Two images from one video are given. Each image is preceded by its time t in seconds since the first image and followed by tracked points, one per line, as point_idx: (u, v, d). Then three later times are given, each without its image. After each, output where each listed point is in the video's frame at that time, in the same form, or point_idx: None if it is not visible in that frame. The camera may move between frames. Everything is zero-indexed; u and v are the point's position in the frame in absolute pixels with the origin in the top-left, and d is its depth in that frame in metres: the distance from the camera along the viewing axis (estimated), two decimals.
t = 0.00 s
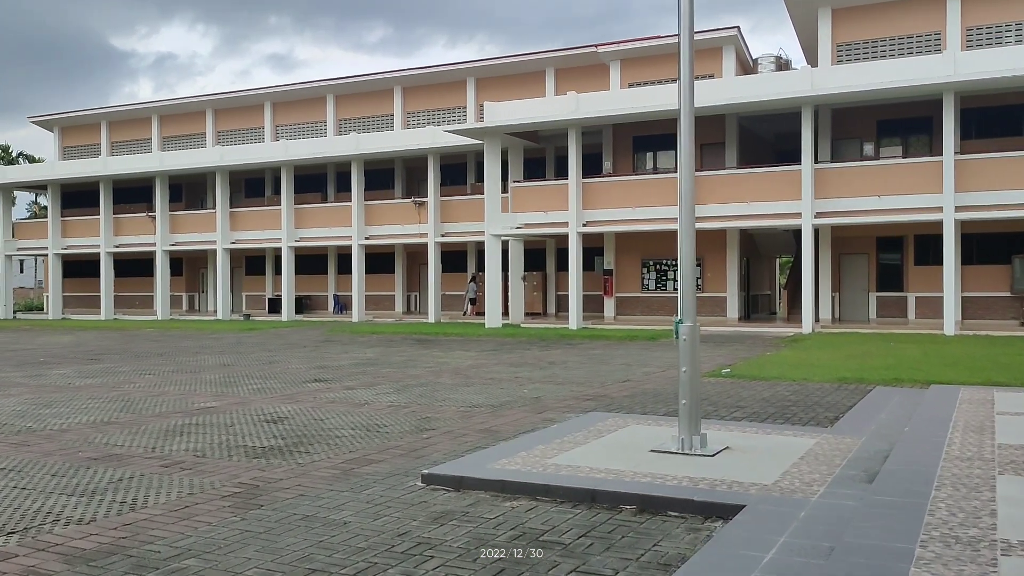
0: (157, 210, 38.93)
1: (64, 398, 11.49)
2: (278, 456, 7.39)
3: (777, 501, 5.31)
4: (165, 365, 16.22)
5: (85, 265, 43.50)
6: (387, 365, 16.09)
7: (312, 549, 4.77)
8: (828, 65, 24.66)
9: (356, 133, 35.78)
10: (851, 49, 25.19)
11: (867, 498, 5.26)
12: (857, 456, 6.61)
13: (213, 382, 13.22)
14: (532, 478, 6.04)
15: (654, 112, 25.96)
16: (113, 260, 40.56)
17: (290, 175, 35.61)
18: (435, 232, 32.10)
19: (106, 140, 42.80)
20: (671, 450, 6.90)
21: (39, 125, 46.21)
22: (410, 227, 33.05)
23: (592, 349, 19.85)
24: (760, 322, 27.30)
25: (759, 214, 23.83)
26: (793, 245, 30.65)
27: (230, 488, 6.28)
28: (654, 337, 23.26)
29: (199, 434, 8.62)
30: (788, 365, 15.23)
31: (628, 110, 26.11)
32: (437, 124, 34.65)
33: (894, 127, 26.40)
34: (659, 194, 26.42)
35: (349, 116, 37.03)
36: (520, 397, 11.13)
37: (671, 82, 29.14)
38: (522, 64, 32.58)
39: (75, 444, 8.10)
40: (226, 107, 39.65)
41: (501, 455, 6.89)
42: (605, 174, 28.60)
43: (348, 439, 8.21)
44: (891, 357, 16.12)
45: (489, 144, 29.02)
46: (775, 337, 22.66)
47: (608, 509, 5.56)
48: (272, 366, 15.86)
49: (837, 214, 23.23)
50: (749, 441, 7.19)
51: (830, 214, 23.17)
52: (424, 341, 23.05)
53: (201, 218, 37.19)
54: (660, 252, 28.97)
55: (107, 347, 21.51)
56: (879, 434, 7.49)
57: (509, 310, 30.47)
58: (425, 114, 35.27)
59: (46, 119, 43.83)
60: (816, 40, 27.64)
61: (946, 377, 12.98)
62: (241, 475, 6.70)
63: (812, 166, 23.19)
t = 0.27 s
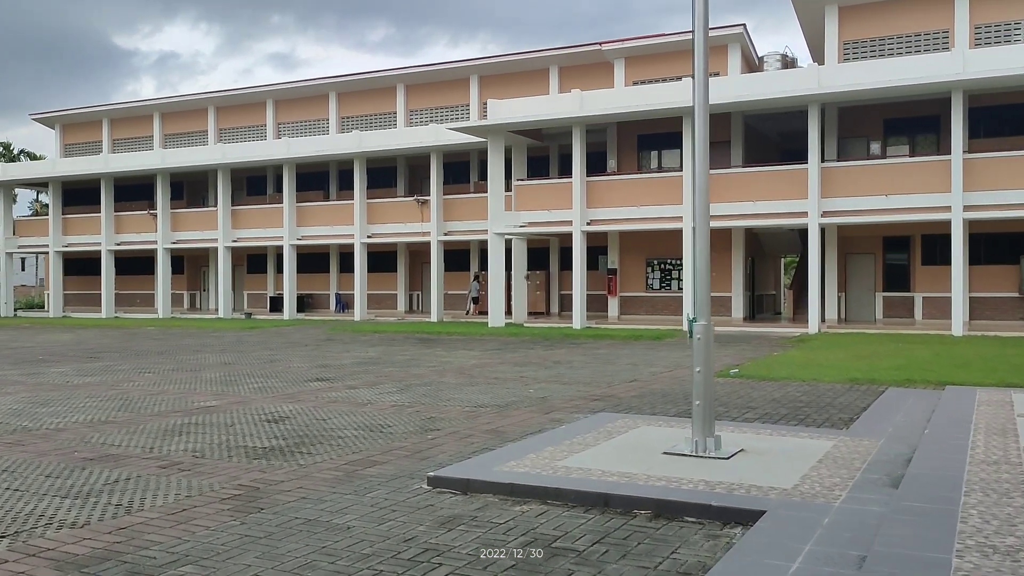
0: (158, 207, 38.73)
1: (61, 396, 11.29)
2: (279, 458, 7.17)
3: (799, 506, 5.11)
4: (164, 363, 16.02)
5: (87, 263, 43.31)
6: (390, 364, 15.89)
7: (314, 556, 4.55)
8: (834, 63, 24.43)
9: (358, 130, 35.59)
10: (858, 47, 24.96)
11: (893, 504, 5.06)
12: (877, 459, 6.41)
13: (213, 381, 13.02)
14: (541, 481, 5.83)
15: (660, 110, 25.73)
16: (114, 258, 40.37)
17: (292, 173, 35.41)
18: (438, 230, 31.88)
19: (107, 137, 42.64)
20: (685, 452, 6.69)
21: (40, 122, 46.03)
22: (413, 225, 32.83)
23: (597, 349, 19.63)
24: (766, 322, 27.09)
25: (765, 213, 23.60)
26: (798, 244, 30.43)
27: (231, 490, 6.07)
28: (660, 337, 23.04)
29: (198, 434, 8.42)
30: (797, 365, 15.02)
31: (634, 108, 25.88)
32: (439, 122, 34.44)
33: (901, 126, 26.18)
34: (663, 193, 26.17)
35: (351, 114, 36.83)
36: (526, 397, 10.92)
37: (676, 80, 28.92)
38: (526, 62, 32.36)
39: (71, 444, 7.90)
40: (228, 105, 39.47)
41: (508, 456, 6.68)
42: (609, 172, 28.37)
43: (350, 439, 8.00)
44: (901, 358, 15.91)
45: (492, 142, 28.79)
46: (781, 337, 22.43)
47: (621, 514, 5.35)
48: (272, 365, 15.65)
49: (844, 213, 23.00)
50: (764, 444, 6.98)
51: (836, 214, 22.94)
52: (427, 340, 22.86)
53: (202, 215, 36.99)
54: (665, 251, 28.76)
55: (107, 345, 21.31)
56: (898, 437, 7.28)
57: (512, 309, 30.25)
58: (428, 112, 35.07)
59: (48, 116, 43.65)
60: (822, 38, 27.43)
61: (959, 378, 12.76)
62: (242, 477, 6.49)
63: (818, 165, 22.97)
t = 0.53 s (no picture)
0: (158, 205, 38.48)
1: (59, 397, 11.07)
2: (283, 461, 6.96)
3: (828, 516, 4.90)
4: (164, 363, 15.81)
5: (86, 262, 43.07)
6: (393, 364, 15.67)
7: (323, 568, 4.34)
8: (841, 62, 24.22)
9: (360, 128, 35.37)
10: (865, 46, 24.75)
11: (927, 515, 4.86)
12: (903, 467, 6.20)
13: (214, 381, 12.81)
14: (557, 488, 5.63)
15: (665, 108, 25.49)
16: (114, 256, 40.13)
17: (293, 171, 35.18)
18: (440, 229, 31.66)
19: (107, 135, 42.39)
20: (702, 458, 6.47)
21: (40, 119, 45.77)
22: (415, 224, 32.62)
23: (602, 349, 19.42)
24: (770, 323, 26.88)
25: (771, 213, 23.39)
26: (803, 245, 30.23)
27: (234, 496, 5.86)
28: (664, 337, 22.83)
29: (199, 436, 8.21)
30: (806, 368, 14.83)
31: (638, 107, 25.67)
32: (442, 120, 34.22)
33: (907, 125, 25.97)
34: (668, 192, 25.94)
35: (352, 112, 36.60)
36: (533, 399, 10.71)
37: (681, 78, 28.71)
38: (529, 60, 32.16)
39: (67, 446, 7.68)
40: (229, 102, 39.23)
41: (520, 462, 6.48)
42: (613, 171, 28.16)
43: (356, 442, 7.80)
44: (911, 361, 15.70)
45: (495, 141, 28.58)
46: (786, 338, 22.22)
47: (642, 523, 5.15)
48: (274, 365, 15.44)
49: (851, 213, 22.79)
50: (784, 449, 6.77)
51: (843, 214, 22.73)
52: (430, 340, 22.64)
53: (202, 214, 36.76)
54: (669, 251, 28.54)
55: (106, 344, 21.08)
56: (920, 443, 7.08)
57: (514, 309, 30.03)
58: (430, 110, 34.85)
59: (47, 113, 43.41)
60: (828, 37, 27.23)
61: (972, 381, 12.56)
62: (245, 481, 6.28)
63: (825, 165, 22.75)
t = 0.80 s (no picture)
0: (156, 204, 38.24)
1: (58, 397, 10.87)
2: (291, 465, 6.77)
3: (862, 525, 4.72)
4: (164, 362, 15.60)
5: (84, 260, 42.83)
6: (396, 365, 15.47)
7: None
8: (845, 62, 24.05)
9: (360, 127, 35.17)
10: (869, 46, 24.59)
11: (966, 526, 4.70)
12: (931, 474, 6.02)
13: (215, 381, 12.60)
14: (577, 495, 5.44)
15: (668, 108, 25.29)
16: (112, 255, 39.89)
17: (292, 170, 34.95)
18: (440, 229, 31.46)
19: (105, 133, 42.15)
20: (722, 463, 6.28)
21: (38, 117, 45.51)
22: (415, 223, 32.42)
23: (606, 350, 19.23)
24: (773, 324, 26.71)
25: (775, 213, 23.22)
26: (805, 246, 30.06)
27: (242, 501, 5.67)
28: (668, 338, 22.65)
29: (202, 438, 8.01)
30: (815, 370, 14.65)
31: (641, 107, 25.49)
32: (442, 119, 34.02)
33: (912, 126, 25.81)
34: (671, 192, 25.74)
35: (353, 111, 36.39)
36: (542, 401, 10.51)
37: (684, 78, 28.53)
38: (530, 59, 31.97)
39: (67, 449, 7.47)
40: (229, 100, 39.01)
41: (536, 467, 6.29)
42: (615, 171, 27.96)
43: (364, 445, 7.61)
44: (920, 364, 15.52)
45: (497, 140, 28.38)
46: (790, 339, 22.04)
47: (667, 532, 4.96)
48: (275, 365, 15.24)
49: (856, 214, 22.62)
50: (806, 454, 6.58)
51: (847, 214, 22.56)
52: (431, 340, 22.44)
53: (201, 212, 36.54)
54: (671, 251, 28.36)
55: (104, 343, 20.86)
56: (947, 448, 6.90)
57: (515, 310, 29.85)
58: (431, 109, 34.65)
59: (45, 111, 43.17)
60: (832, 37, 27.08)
61: (984, 384, 12.40)
62: (252, 486, 6.09)
63: (830, 165, 22.59)
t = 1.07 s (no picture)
0: (153, 203, 37.94)
1: (58, 399, 10.65)
2: (302, 473, 6.57)
3: (905, 541, 4.54)
4: (163, 364, 15.36)
5: (80, 259, 42.52)
6: (400, 367, 15.27)
7: None
8: (849, 63, 23.88)
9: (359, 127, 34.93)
10: (874, 47, 24.44)
11: (1014, 542, 4.53)
12: (964, 485, 5.84)
13: (218, 384, 12.38)
14: (604, 508, 5.25)
15: (671, 108, 25.11)
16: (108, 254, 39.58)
17: (291, 169, 34.69)
18: (440, 229, 31.24)
19: (102, 132, 41.84)
20: (749, 474, 6.09)
21: (34, 115, 45.17)
22: (414, 224, 32.20)
23: (610, 353, 19.05)
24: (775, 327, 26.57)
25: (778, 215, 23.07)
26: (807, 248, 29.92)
27: (255, 513, 5.46)
28: (670, 341, 22.48)
29: (208, 444, 7.80)
30: (823, 374, 14.48)
31: (644, 107, 25.31)
32: (442, 119, 33.81)
33: (915, 128, 25.68)
34: (673, 194, 25.56)
35: (352, 110, 36.15)
36: (552, 406, 10.33)
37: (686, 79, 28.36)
38: (531, 59, 31.78)
39: (69, 455, 7.25)
40: (226, 99, 38.73)
41: (558, 477, 6.09)
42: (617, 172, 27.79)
43: (376, 452, 7.41)
44: (930, 368, 15.35)
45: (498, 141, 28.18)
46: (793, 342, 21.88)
47: (700, 548, 4.78)
48: (277, 367, 15.02)
49: (860, 216, 22.48)
50: (834, 465, 6.39)
51: (851, 217, 22.41)
52: (432, 342, 22.23)
53: (197, 212, 36.26)
54: (673, 253, 28.19)
55: (101, 343, 20.60)
56: (976, 459, 6.72)
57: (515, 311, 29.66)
58: (430, 108, 34.43)
59: (41, 109, 42.84)
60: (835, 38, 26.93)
61: (998, 390, 12.23)
62: (264, 496, 5.88)
63: (834, 167, 22.42)
